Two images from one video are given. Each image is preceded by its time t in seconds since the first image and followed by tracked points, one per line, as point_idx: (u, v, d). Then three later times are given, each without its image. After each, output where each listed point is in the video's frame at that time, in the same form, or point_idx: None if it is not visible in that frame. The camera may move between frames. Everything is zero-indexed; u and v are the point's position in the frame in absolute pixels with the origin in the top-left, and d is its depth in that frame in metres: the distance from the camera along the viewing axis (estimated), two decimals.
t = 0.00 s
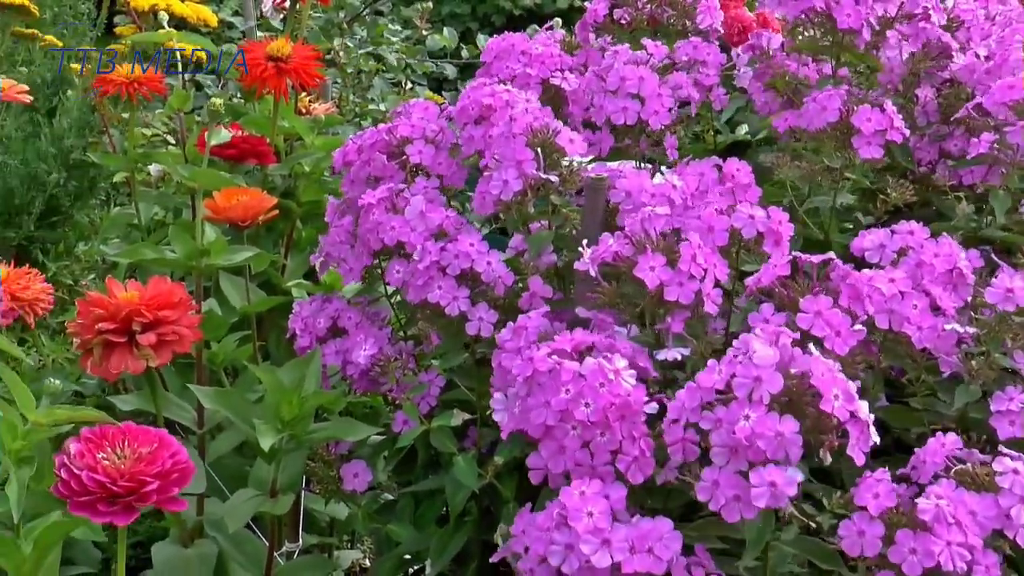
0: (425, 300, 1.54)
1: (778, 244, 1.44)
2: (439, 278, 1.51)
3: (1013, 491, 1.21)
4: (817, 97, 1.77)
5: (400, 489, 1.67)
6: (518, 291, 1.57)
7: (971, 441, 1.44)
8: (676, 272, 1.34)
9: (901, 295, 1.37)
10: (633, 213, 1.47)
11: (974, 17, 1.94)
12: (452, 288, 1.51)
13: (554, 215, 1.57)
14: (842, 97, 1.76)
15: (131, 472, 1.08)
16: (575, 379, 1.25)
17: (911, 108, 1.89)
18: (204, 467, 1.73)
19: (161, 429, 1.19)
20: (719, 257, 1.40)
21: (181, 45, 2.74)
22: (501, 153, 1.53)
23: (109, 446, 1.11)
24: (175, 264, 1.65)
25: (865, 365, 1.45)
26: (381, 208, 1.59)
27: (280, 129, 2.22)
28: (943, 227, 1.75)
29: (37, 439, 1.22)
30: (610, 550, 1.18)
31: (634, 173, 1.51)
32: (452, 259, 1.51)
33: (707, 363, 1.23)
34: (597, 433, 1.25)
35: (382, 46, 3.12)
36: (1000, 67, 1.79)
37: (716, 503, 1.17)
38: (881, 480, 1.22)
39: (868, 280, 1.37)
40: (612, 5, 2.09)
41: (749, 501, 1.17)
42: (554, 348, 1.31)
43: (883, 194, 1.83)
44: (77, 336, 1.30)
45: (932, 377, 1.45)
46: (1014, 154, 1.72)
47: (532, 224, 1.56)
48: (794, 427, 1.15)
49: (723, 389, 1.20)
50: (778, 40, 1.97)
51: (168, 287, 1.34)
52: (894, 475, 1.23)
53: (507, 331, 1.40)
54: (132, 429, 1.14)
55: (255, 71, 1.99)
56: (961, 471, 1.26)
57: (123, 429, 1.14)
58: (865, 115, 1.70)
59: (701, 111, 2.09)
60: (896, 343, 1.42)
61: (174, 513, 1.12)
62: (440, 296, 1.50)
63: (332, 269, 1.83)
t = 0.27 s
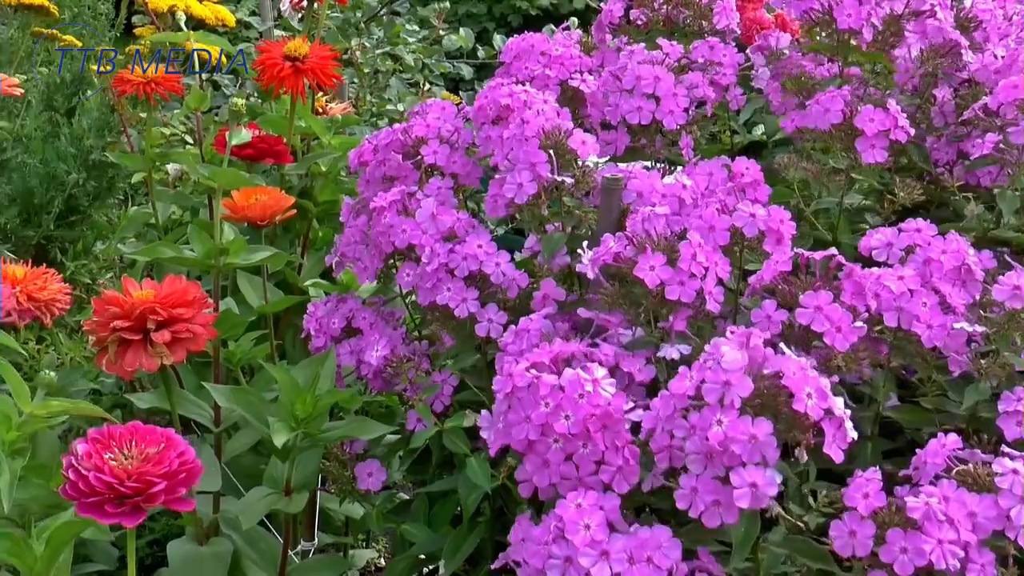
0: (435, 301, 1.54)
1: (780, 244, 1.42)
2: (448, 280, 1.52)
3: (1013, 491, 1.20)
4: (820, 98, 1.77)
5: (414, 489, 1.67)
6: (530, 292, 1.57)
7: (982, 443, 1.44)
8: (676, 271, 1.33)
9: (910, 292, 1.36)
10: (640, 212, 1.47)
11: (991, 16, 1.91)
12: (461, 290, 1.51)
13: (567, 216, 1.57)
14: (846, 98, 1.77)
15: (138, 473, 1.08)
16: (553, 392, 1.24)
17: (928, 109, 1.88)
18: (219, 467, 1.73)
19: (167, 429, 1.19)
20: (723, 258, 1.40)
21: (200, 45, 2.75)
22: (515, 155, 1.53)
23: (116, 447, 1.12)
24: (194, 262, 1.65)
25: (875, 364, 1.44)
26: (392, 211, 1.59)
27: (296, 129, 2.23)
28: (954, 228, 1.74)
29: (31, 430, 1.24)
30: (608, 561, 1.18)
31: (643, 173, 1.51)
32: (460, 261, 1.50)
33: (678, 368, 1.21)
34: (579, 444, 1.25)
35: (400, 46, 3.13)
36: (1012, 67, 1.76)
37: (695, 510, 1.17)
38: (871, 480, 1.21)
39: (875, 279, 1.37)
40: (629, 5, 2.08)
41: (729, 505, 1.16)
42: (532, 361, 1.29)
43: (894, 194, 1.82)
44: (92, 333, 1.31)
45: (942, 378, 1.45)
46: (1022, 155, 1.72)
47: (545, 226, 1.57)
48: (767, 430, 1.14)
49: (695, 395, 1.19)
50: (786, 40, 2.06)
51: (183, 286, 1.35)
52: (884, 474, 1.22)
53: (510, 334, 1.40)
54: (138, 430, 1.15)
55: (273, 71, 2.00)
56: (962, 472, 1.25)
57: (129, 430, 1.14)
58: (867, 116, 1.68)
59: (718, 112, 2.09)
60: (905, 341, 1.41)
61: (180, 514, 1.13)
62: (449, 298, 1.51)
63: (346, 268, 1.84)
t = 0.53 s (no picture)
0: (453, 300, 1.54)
1: (805, 249, 1.44)
2: (467, 278, 1.52)
3: None
4: (833, 99, 1.76)
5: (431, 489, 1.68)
6: (547, 291, 1.57)
7: (1002, 446, 1.43)
8: (703, 278, 1.33)
9: (925, 299, 1.36)
10: (659, 217, 1.46)
11: (1006, 16, 1.91)
12: (480, 286, 1.51)
13: (582, 216, 1.56)
14: (857, 99, 1.76)
15: (153, 463, 1.09)
16: (600, 387, 1.24)
17: (941, 108, 1.89)
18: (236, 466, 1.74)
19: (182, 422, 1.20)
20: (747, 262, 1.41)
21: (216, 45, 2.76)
22: (531, 154, 1.53)
23: (131, 438, 1.12)
24: (210, 262, 1.65)
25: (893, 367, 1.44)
26: (404, 209, 1.60)
27: (313, 129, 2.23)
28: (968, 230, 1.74)
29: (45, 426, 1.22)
30: (634, 552, 1.17)
31: (658, 175, 1.51)
32: (479, 258, 1.51)
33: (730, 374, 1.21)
34: (622, 440, 1.25)
35: (416, 46, 3.13)
36: None
37: (739, 517, 1.15)
38: (917, 498, 1.21)
39: (890, 285, 1.36)
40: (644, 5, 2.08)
41: (774, 514, 1.15)
42: (578, 355, 1.30)
43: (906, 196, 1.81)
44: (108, 331, 1.31)
45: (959, 381, 1.45)
46: None
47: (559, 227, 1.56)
48: (819, 441, 1.13)
49: (746, 401, 1.18)
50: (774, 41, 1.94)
51: (198, 284, 1.36)
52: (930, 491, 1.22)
53: (534, 334, 1.40)
54: (154, 422, 1.15)
55: (289, 71, 2.00)
56: (996, 484, 1.24)
57: (146, 421, 1.15)
58: (882, 116, 1.68)
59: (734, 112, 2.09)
60: (921, 346, 1.40)
61: (193, 503, 1.13)
62: (468, 295, 1.51)
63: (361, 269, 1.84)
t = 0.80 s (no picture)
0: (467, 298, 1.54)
1: (815, 243, 1.43)
2: (480, 276, 1.52)
3: None
4: (852, 101, 1.75)
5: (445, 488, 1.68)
6: (561, 290, 1.57)
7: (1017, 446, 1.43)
8: (713, 273, 1.33)
9: (944, 296, 1.35)
10: (672, 214, 1.47)
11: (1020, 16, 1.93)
12: (493, 286, 1.51)
13: (598, 215, 1.57)
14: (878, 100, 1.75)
15: (180, 457, 1.09)
16: (601, 380, 1.24)
17: (958, 109, 1.88)
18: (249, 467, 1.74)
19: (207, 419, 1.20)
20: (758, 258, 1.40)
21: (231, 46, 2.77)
22: (546, 153, 1.54)
23: (157, 433, 1.12)
24: (225, 261, 1.66)
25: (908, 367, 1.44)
26: (422, 204, 1.59)
27: (328, 129, 2.24)
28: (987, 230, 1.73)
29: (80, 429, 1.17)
30: (650, 547, 1.18)
31: (674, 174, 1.51)
32: (493, 257, 1.51)
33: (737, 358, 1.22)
34: (624, 433, 1.25)
35: (431, 47, 3.12)
36: None
37: (746, 498, 1.16)
38: (913, 478, 1.22)
39: (908, 282, 1.36)
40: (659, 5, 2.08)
41: (781, 494, 1.16)
42: (581, 350, 1.30)
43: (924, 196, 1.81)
44: (127, 331, 1.32)
45: (977, 381, 1.44)
46: None
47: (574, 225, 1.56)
48: (823, 421, 1.14)
49: (752, 383, 1.19)
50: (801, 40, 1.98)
51: (217, 283, 1.36)
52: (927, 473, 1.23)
53: (546, 332, 1.41)
54: (179, 418, 1.16)
55: (305, 71, 2.01)
56: (998, 472, 1.24)
57: (171, 417, 1.15)
58: (900, 120, 1.68)
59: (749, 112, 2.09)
60: (939, 345, 1.41)
61: (219, 498, 1.13)
62: (481, 294, 1.51)
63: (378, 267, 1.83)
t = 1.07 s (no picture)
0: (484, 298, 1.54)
1: (837, 246, 1.43)
2: (498, 276, 1.52)
3: None
4: (874, 97, 1.72)
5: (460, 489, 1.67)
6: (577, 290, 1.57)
7: None
8: (733, 273, 1.33)
9: (966, 294, 1.35)
10: (691, 214, 1.45)
11: None
12: (511, 286, 1.51)
13: (614, 215, 1.57)
14: (900, 97, 1.72)
15: (192, 470, 1.09)
16: (631, 379, 1.24)
17: (977, 109, 1.88)
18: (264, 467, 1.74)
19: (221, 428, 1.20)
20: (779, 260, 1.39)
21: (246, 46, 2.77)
22: (562, 152, 1.54)
23: (169, 444, 1.13)
24: (239, 261, 1.67)
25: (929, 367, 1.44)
26: (438, 206, 1.59)
27: (343, 129, 2.24)
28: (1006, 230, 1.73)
29: (90, 427, 1.14)
30: (674, 545, 1.18)
31: (692, 174, 1.49)
32: (510, 257, 1.51)
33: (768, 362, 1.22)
34: (652, 433, 1.25)
35: (445, 47, 3.10)
36: None
37: (779, 505, 1.17)
38: (948, 480, 1.22)
39: (932, 281, 1.36)
40: (675, 5, 2.07)
41: (814, 502, 1.16)
42: (610, 348, 1.30)
43: (943, 196, 1.82)
44: (137, 333, 1.32)
45: (998, 381, 1.43)
46: None
47: (592, 225, 1.56)
48: (858, 428, 1.14)
49: (785, 388, 1.18)
50: (830, 40, 1.99)
51: (227, 284, 1.36)
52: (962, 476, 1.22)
53: (567, 331, 1.40)
54: (192, 428, 1.16)
55: (319, 71, 2.01)
56: None
57: (184, 426, 1.15)
58: (922, 116, 1.67)
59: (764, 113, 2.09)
60: (960, 344, 1.40)
61: (233, 509, 1.13)
62: (499, 294, 1.51)
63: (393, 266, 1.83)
